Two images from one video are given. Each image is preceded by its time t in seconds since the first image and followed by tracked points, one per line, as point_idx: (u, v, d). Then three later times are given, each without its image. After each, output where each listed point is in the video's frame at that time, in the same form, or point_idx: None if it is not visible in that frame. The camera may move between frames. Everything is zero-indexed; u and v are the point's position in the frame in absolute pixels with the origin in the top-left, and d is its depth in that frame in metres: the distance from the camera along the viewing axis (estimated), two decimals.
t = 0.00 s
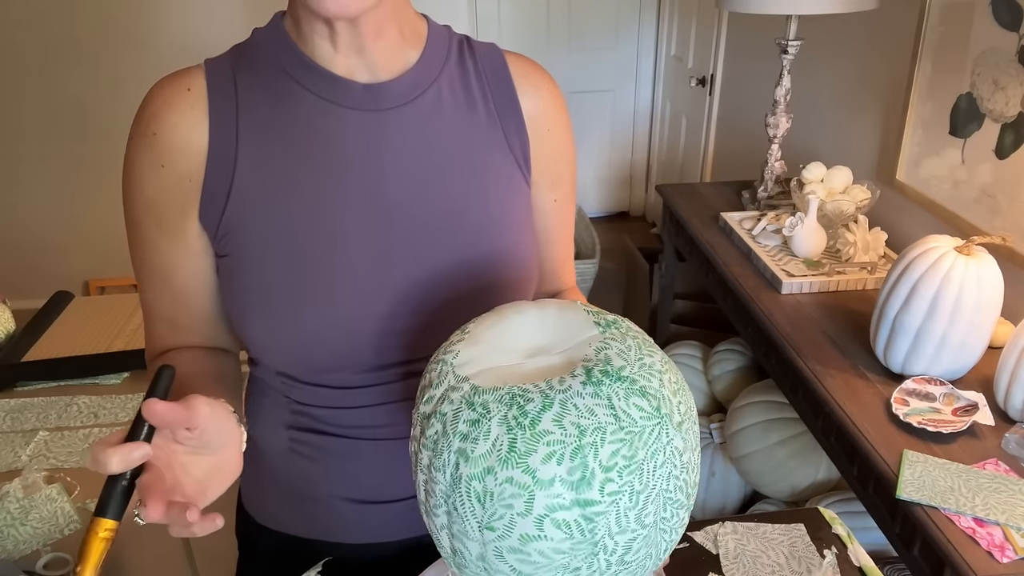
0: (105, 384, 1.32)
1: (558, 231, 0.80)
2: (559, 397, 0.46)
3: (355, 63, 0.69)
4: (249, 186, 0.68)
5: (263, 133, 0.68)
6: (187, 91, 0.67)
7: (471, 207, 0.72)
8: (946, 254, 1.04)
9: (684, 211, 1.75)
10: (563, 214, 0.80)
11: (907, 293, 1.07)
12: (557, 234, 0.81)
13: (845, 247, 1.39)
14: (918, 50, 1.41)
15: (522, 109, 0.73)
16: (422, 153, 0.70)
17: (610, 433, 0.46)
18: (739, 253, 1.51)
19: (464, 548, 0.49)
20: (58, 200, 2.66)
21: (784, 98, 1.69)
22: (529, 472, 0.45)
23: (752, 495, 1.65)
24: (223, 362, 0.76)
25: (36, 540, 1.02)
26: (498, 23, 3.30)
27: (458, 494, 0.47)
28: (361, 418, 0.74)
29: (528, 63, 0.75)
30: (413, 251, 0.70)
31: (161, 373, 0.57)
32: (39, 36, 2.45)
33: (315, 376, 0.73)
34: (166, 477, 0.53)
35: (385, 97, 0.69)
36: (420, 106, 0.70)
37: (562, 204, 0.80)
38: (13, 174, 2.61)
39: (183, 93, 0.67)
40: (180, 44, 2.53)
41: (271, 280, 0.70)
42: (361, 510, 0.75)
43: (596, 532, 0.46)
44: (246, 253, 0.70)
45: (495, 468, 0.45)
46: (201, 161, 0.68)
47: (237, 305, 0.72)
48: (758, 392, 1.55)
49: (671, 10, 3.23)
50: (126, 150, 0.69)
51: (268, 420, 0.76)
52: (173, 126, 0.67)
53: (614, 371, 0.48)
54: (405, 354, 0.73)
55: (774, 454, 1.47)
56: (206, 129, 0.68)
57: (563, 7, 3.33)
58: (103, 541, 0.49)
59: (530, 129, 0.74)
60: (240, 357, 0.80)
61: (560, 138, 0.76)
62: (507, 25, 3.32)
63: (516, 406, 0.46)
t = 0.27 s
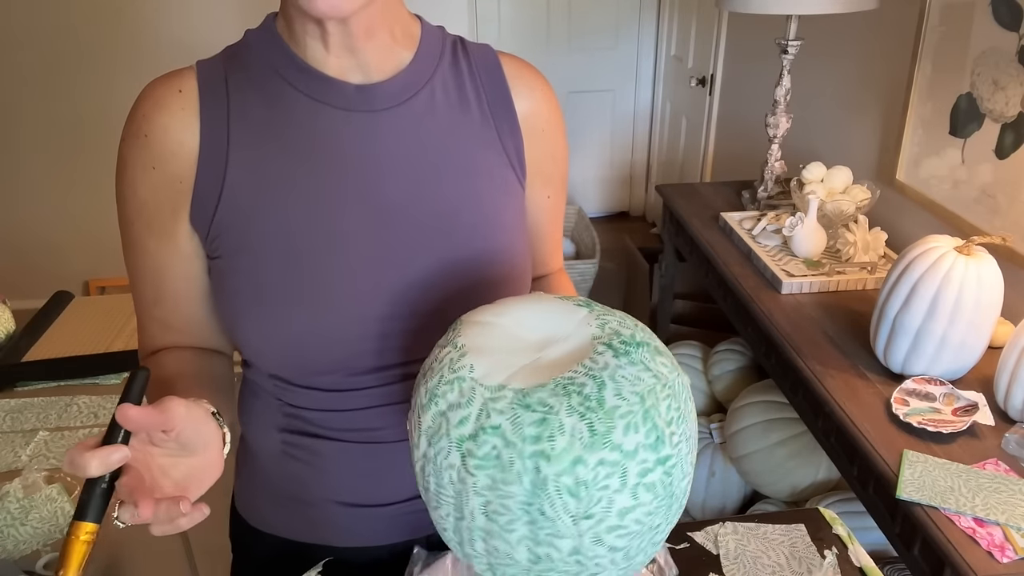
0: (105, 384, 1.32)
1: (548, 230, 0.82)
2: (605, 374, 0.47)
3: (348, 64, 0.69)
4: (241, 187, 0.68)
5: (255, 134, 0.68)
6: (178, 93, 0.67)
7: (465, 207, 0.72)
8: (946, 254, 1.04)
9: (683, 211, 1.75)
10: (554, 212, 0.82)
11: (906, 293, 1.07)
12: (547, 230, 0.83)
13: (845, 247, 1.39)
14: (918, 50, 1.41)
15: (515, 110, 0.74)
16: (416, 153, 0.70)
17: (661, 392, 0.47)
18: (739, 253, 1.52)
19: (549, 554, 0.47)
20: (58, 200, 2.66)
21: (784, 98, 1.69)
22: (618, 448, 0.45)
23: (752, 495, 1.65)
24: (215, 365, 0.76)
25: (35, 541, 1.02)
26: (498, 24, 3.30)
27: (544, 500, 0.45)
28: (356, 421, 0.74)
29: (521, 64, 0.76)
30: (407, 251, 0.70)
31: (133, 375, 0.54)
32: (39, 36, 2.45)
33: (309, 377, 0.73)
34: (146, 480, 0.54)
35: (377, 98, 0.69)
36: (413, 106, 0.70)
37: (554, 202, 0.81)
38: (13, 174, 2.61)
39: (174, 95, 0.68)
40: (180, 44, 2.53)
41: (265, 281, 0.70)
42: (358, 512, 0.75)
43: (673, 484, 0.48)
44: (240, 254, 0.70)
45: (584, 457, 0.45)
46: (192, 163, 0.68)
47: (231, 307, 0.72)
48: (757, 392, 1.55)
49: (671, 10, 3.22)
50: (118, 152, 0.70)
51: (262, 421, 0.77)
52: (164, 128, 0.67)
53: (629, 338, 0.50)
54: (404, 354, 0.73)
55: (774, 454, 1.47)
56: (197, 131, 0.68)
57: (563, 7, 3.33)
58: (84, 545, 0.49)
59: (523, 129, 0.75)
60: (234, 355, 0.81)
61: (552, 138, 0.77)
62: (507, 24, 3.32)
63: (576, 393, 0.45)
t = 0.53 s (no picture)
0: (105, 384, 1.32)
1: (545, 229, 0.82)
2: (614, 367, 0.48)
3: (345, 64, 0.69)
4: (240, 187, 0.68)
5: (253, 134, 0.68)
6: (174, 94, 0.67)
7: (464, 207, 0.72)
8: (946, 254, 1.04)
9: (684, 211, 1.75)
10: (551, 211, 0.82)
11: (906, 293, 1.07)
12: (544, 229, 0.83)
13: (845, 247, 1.39)
14: (918, 50, 1.41)
15: (512, 109, 0.73)
16: (413, 152, 0.70)
17: (666, 382, 0.50)
18: (739, 253, 1.51)
19: (570, 548, 0.48)
20: (58, 200, 2.66)
21: (784, 98, 1.69)
22: (634, 439, 0.47)
23: (752, 495, 1.65)
24: (213, 367, 0.76)
25: (35, 541, 1.03)
26: (498, 24, 3.30)
27: (565, 495, 0.46)
28: (355, 422, 0.74)
29: (518, 64, 0.75)
30: (406, 251, 0.71)
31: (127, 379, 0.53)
32: (38, 36, 2.45)
33: (308, 378, 0.73)
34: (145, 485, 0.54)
35: (374, 98, 0.69)
36: (410, 106, 0.70)
37: (551, 201, 0.81)
38: (13, 174, 2.61)
39: (171, 96, 0.68)
40: (180, 44, 2.53)
41: (264, 281, 0.70)
42: (357, 512, 0.75)
43: (684, 472, 0.50)
44: (238, 255, 0.70)
45: (603, 449, 0.46)
46: (189, 164, 0.68)
47: (229, 307, 0.72)
48: (757, 392, 1.55)
49: (671, 10, 3.22)
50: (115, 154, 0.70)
51: (259, 422, 0.77)
52: (160, 129, 0.67)
53: (630, 332, 0.52)
54: (404, 354, 0.73)
55: (774, 454, 1.47)
56: (194, 132, 0.68)
57: (563, 7, 3.33)
58: (87, 550, 0.49)
59: (521, 129, 0.75)
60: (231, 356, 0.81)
61: (549, 138, 0.77)
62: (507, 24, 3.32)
63: (589, 388, 0.47)
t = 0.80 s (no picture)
0: (105, 384, 1.32)
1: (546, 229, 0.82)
2: (609, 367, 0.48)
3: (344, 64, 0.69)
4: (239, 187, 0.68)
5: (252, 134, 0.68)
6: (173, 94, 0.67)
7: (462, 206, 0.72)
8: (945, 254, 1.04)
9: (684, 211, 1.75)
10: (552, 211, 0.82)
11: (906, 293, 1.07)
12: (545, 231, 0.83)
13: (845, 247, 1.39)
14: (918, 50, 1.41)
15: (511, 109, 0.73)
16: (411, 152, 0.70)
17: (661, 381, 0.50)
18: (739, 253, 1.51)
19: (567, 550, 0.48)
20: (58, 200, 2.66)
21: (784, 98, 1.69)
22: (629, 439, 0.47)
23: (752, 495, 1.65)
24: (213, 366, 0.76)
25: (35, 540, 1.02)
26: (498, 24, 3.30)
27: (561, 496, 0.46)
28: (355, 421, 0.74)
29: (516, 64, 0.75)
30: (405, 250, 0.71)
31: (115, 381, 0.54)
32: (39, 36, 2.45)
33: (308, 377, 0.73)
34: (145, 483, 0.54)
35: (372, 98, 0.69)
36: (409, 106, 0.70)
37: (552, 201, 0.81)
38: (13, 174, 2.61)
39: (170, 96, 0.68)
40: (180, 44, 2.53)
41: (263, 281, 0.70)
42: (357, 511, 0.75)
43: (680, 471, 0.50)
44: (237, 255, 0.70)
45: (597, 450, 0.46)
46: (188, 164, 0.68)
47: (229, 306, 0.72)
48: (757, 392, 1.55)
49: (671, 10, 3.22)
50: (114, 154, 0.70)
51: (259, 421, 0.77)
52: (159, 130, 0.67)
53: (625, 331, 0.52)
54: (404, 353, 0.73)
55: (774, 454, 1.47)
56: (193, 132, 0.68)
57: (563, 7, 3.32)
58: (95, 543, 0.48)
59: (520, 128, 0.75)
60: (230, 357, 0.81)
61: (548, 137, 0.77)
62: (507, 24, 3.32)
63: (584, 389, 0.47)
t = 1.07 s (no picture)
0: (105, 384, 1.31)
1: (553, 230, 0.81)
2: (609, 367, 0.49)
3: (343, 63, 0.69)
4: (237, 186, 0.68)
5: (251, 133, 0.68)
6: (174, 94, 0.68)
7: (461, 205, 0.72)
8: (946, 254, 1.04)
9: (683, 211, 1.75)
10: (558, 215, 0.81)
11: (906, 293, 1.07)
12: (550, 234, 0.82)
13: (845, 247, 1.39)
14: (918, 50, 1.41)
15: (509, 108, 0.73)
16: (410, 151, 0.70)
17: (661, 382, 0.50)
18: (739, 253, 1.51)
19: (567, 550, 0.48)
20: (58, 200, 2.66)
21: (784, 98, 1.69)
22: (629, 440, 0.47)
23: (752, 495, 1.64)
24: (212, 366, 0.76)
25: (36, 540, 1.02)
26: (498, 24, 3.30)
27: (561, 496, 0.46)
28: (358, 417, 0.74)
29: (513, 62, 0.75)
30: (403, 249, 0.70)
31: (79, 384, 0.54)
32: (38, 36, 2.45)
33: (308, 375, 0.73)
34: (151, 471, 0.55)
35: (370, 96, 0.69)
36: (406, 105, 0.70)
37: (556, 204, 0.80)
38: (12, 174, 2.61)
39: (170, 96, 0.68)
40: (180, 44, 2.53)
41: (262, 280, 0.70)
42: (358, 510, 0.75)
43: (680, 471, 0.50)
44: (237, 253, 0.70)
45: (597, 450, 0.46)
46: (188, 164, 0.68)
47: (228, 305, 0.72)
48: (757, 392, 1.55)
49: (671, 10, 3.22)
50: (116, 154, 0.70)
51: (263, 420, 0.77)
52: (160, 130, 0.67)
53: (626, 331, 0.52)
54: (404, 353, 0.73)
55: (774, 454, 1.47)
56: (192, 132, 0.68)
57: (563, 7, 3.32)
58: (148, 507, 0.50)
59: (518, 127, 0.75)
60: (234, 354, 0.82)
61: (548, 136, 0.77)
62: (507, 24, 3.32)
63: (584, 389, 0.47)
